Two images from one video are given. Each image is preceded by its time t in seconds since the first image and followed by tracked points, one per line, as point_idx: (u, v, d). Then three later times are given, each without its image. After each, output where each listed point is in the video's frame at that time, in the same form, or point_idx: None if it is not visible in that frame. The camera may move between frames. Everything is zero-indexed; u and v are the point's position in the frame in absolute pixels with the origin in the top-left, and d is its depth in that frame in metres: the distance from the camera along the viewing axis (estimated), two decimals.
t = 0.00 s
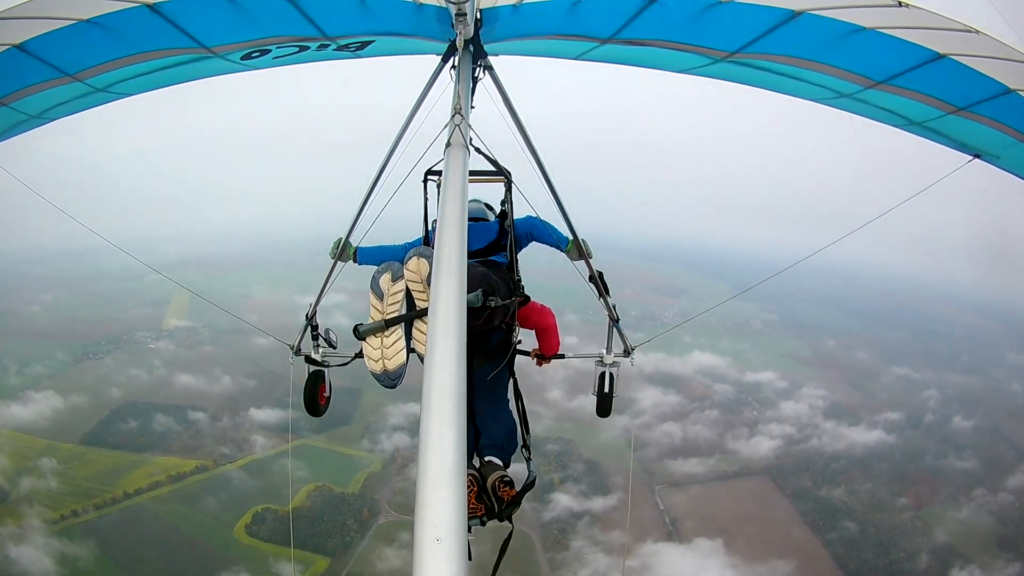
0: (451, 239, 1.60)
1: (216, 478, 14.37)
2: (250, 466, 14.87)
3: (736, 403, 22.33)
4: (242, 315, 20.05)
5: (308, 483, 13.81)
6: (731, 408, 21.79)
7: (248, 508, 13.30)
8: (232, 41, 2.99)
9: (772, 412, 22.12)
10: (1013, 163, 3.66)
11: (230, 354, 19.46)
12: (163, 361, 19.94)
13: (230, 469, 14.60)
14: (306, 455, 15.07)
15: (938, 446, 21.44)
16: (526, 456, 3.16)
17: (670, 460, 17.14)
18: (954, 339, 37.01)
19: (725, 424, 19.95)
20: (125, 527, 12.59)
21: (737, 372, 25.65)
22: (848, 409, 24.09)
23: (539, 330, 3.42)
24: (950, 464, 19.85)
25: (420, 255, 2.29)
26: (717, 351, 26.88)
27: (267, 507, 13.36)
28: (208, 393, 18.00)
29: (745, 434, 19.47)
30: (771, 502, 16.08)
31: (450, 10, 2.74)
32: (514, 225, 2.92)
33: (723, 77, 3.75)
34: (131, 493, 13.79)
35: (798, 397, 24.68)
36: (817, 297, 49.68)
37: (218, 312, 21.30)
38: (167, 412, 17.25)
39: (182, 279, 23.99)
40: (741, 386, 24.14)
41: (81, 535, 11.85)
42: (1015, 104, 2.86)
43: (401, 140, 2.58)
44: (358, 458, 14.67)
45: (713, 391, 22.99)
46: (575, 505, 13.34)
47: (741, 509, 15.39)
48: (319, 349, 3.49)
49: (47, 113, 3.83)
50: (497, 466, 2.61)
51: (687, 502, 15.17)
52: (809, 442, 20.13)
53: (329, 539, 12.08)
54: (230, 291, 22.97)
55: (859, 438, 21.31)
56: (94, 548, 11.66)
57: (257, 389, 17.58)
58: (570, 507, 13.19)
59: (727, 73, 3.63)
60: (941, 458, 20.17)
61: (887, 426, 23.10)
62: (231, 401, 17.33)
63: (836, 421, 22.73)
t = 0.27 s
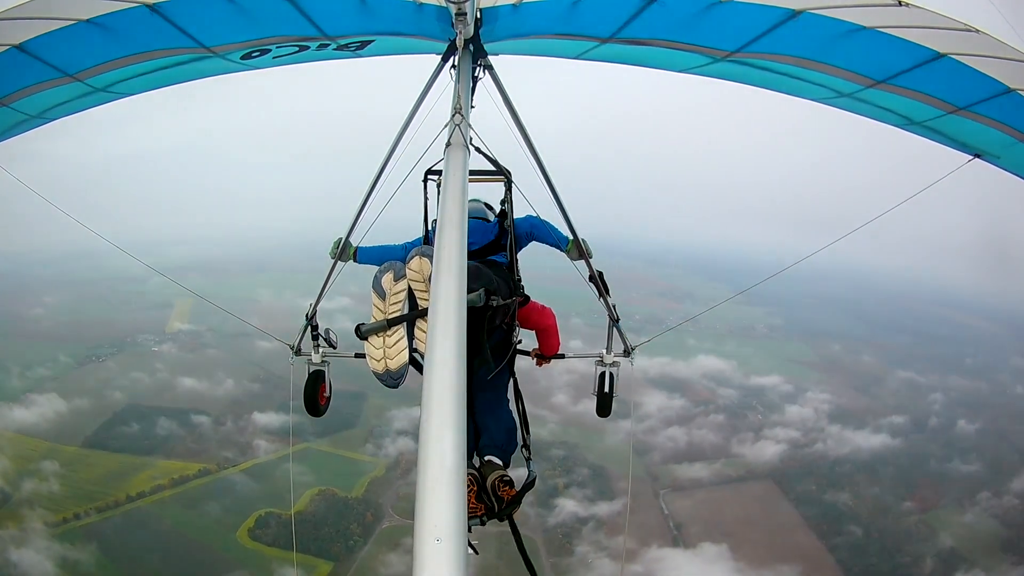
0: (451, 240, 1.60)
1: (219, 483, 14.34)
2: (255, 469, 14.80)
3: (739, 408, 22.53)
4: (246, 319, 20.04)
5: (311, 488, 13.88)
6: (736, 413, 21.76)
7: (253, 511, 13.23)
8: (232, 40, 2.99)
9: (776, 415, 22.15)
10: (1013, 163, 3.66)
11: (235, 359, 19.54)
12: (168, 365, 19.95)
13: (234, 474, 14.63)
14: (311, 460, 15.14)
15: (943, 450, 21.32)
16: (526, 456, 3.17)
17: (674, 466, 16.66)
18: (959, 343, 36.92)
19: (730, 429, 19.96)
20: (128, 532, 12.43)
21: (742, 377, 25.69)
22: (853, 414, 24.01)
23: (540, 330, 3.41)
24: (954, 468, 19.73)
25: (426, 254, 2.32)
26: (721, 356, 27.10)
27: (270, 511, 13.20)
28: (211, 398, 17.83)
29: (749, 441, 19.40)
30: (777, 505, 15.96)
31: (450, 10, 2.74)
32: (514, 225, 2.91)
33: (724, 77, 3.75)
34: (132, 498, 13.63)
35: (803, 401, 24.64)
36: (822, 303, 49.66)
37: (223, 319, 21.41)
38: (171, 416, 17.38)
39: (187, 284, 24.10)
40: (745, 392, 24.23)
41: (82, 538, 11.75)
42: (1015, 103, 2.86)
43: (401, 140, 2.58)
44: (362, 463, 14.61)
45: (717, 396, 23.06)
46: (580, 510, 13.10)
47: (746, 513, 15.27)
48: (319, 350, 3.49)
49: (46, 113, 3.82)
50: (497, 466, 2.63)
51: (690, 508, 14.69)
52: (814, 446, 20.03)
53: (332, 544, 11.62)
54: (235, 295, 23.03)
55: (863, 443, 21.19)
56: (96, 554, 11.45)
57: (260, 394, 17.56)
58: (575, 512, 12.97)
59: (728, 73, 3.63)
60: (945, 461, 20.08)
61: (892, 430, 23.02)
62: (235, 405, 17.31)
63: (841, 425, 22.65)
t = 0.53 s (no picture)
0: (451, 240, 1.60)
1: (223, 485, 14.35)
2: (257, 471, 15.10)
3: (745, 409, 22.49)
4: (251, 320, 20.01)
5: (315, 489, 13.79)
6: (742, 415, 21.72)
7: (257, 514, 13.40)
8: (232, 40, 2.99)
9: (782, 417, 22.16)
10: (1013, 163, 3.65)
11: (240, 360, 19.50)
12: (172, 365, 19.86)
13: (237, 476, 14.77)
14: (316, 461, 15.07)
15: (949, 452, 21.23)
16: (522, 455, 3.17)
17: (680, 468, 16.87)
18: (964, 344, 36.83)
19: (736, 431, 19.93)
20: (131, 534, 12.42)
21: (748, 379, 25.68)
22: (858, 416, 23.98)
23: (539, 329, 3.42)
24: (960, 470, 19.66)
25: (419, 255, 2.30)
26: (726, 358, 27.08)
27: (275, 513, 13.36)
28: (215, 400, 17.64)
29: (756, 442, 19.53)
30: (783, 508, 15.92)
31: (451, 10, 2.74)
32: (514, 224, 2.90)
33: (724, 77, 3.74)
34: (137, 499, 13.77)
35: (809, 403, 24.60)
36: (828, 305, 49.60)
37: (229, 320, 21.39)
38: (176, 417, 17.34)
39: (192, 285, 24.09)
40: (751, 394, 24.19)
41: (85, 539, 11.69)
42: (1016, 104, 2.86)
43: (401, 141, 2.58)
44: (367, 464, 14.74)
45: (723, 397, 23.07)
46: (586, 513, 13.12)
47: (752, 515, 15.21)
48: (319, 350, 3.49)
49: (46, 112, 3.83)
50: (492, 466, 2.62)
51: (697, 509, 14.81)
52: (820, 448, 20.19)
53: (336, 545, 11.79)
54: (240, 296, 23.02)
55: (869, 446, 21.40)
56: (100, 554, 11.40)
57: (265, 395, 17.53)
58: (581, 515, 12.98)
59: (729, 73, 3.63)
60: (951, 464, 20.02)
61: (897, 432, 22.95)
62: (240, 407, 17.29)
63: (847, 428, 22.62)
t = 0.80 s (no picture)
0: (451, 240, 1.60)
1: (228, 488, 14.39)
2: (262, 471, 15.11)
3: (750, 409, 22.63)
4: (257, 320, 20.08)
5: (321, 490, 13.88)
6: (749, 415, 21.75)
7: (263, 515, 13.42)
8: (233, 40, 2.99)
9: (789, 417, 22.18)
10: (1013, 163, 3.66)
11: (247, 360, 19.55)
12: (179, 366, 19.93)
13: (242, 476, 14.81)
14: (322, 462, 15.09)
15: (955, 452, 21.17)
16: (521, 455, 3.16)
17: (688, 467, 17.12)
18: (971, 343, 36.77)
19: (743, 431, 20.30)
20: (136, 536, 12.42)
21: (755, 378, 25.69)
22: (864, 416, 23.96)
23: (539, 328, 3.41)
24: (966, 470, 19.59)
25: (421, 259, 2.31)
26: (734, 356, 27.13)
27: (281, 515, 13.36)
28: (223, 400, 17.81)
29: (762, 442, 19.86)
30: (789, 509, 15.91)
31: (450, 10, 2.74)
32: (514, 224, 2.91)
33: (724, 77, 3.75)
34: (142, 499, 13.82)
35: (815, 403, 24.60)
36: (834, 305, 49.57)
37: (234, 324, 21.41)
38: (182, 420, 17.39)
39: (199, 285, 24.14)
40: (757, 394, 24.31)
41: (89, 542, 11.68)
42: (1015, 103, 2.86)
43: (401, 141, 2.58)
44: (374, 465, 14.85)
45: (730, 397, 23.09)
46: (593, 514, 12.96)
47: (758, 516, 15.18)
48: (319, 350, 3.49)
49: (46, 113, 3.83)
50: (490, 465, 2.63)
51: (705, 510, 14.83)
52: (827, 448, 20.34)
53: (343, 546, 11.63)
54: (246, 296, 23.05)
55: (876, 446, 21.40)
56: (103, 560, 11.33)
57: (271, 396, 17.54)
58: (588, 515, 12.75)
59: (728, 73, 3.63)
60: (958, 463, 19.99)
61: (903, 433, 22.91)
62: (246, 408, 17.30)
63: (854, 428, 22.60)
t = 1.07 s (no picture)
0: (451, 241, 1.60)
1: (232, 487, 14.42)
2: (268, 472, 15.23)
3: (758, 408, 22.57)
4: (263, 318, 20.15)
5: (327, 489, 13.99)
6: (756, 413, 21.80)
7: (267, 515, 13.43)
8: (233, 40, 2.99)
9: (796, 416, 22.17)
10: (1013, 164, 3.65)
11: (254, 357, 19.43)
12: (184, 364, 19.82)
13: (246, 476, 14.92)
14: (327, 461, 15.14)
15: (962, 450, 21.10)
16: (526, 455, 3.16)
17: (695, 467, 17.18)
18: (980, 341, 36.63)
19: (751, 429, 20.29)
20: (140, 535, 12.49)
21: (762, 376, 25.70)
22: (871, 415, 23.96)
23: (538, 327, 3.40)
24: (973, 469, 19.52)
25: (427, 259, 2.27)
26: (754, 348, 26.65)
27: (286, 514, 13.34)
28: (228, 399, 17.52)
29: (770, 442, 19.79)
30: (797, 511, 15.79)
31: (450, 10, 2.74)
32: (514, 224, 2.91)
33: (724, 77, 3.75)
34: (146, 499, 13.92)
35: (822, 401, 24.59)
36: (842, 301, 49.46)
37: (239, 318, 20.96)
38: (187, 420, 17.32)
39: (205, 284, 24.17)
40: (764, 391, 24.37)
41: (93, 542, 11.75)
42: (1015, 104, 2.86)
43: (402, 140, 2.57)
44: (380, 464, 14.99)
45: (737, 395, 23.08)
46: (601, 514, 13.26)
47: (764, 515, 15.18)
48: (319, 350, 3.49)
49: (46, 113, 3.83)
50: (497, 464, 2.63)
51: (713, 511, 14.94)
52: (834, 447, 20.39)
53: (348, 546, 11.72)
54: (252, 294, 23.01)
55: (883, 445, 21.37)
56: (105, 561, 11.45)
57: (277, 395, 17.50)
58: (596, 515, 13.07)
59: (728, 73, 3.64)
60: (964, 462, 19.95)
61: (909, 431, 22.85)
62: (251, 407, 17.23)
63: (861, 427, 22.60)
